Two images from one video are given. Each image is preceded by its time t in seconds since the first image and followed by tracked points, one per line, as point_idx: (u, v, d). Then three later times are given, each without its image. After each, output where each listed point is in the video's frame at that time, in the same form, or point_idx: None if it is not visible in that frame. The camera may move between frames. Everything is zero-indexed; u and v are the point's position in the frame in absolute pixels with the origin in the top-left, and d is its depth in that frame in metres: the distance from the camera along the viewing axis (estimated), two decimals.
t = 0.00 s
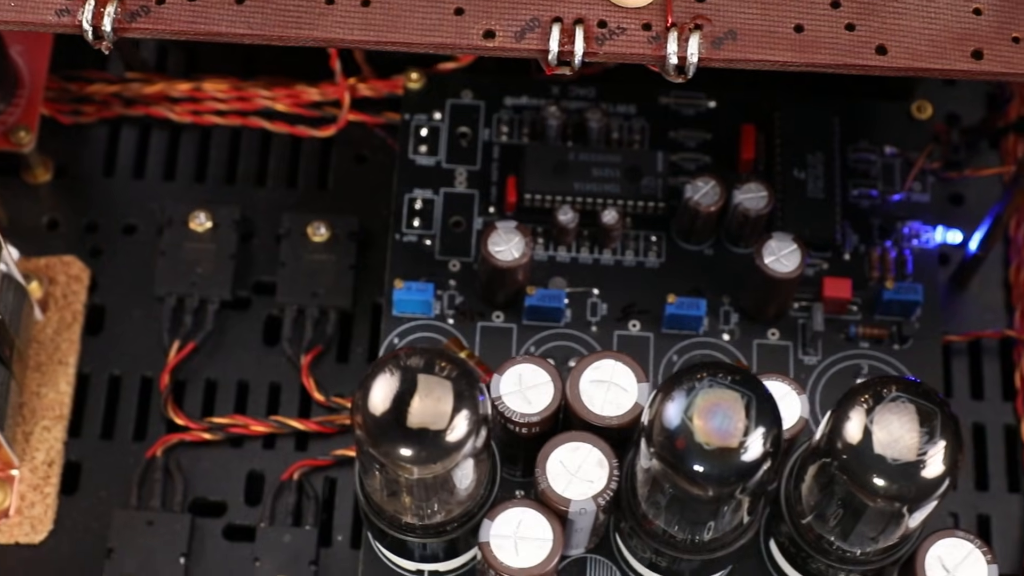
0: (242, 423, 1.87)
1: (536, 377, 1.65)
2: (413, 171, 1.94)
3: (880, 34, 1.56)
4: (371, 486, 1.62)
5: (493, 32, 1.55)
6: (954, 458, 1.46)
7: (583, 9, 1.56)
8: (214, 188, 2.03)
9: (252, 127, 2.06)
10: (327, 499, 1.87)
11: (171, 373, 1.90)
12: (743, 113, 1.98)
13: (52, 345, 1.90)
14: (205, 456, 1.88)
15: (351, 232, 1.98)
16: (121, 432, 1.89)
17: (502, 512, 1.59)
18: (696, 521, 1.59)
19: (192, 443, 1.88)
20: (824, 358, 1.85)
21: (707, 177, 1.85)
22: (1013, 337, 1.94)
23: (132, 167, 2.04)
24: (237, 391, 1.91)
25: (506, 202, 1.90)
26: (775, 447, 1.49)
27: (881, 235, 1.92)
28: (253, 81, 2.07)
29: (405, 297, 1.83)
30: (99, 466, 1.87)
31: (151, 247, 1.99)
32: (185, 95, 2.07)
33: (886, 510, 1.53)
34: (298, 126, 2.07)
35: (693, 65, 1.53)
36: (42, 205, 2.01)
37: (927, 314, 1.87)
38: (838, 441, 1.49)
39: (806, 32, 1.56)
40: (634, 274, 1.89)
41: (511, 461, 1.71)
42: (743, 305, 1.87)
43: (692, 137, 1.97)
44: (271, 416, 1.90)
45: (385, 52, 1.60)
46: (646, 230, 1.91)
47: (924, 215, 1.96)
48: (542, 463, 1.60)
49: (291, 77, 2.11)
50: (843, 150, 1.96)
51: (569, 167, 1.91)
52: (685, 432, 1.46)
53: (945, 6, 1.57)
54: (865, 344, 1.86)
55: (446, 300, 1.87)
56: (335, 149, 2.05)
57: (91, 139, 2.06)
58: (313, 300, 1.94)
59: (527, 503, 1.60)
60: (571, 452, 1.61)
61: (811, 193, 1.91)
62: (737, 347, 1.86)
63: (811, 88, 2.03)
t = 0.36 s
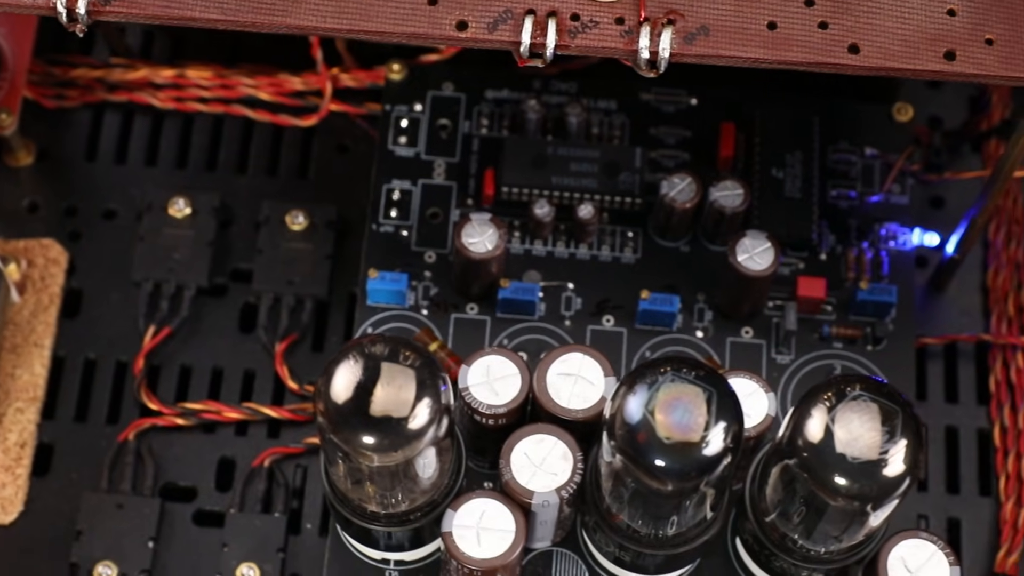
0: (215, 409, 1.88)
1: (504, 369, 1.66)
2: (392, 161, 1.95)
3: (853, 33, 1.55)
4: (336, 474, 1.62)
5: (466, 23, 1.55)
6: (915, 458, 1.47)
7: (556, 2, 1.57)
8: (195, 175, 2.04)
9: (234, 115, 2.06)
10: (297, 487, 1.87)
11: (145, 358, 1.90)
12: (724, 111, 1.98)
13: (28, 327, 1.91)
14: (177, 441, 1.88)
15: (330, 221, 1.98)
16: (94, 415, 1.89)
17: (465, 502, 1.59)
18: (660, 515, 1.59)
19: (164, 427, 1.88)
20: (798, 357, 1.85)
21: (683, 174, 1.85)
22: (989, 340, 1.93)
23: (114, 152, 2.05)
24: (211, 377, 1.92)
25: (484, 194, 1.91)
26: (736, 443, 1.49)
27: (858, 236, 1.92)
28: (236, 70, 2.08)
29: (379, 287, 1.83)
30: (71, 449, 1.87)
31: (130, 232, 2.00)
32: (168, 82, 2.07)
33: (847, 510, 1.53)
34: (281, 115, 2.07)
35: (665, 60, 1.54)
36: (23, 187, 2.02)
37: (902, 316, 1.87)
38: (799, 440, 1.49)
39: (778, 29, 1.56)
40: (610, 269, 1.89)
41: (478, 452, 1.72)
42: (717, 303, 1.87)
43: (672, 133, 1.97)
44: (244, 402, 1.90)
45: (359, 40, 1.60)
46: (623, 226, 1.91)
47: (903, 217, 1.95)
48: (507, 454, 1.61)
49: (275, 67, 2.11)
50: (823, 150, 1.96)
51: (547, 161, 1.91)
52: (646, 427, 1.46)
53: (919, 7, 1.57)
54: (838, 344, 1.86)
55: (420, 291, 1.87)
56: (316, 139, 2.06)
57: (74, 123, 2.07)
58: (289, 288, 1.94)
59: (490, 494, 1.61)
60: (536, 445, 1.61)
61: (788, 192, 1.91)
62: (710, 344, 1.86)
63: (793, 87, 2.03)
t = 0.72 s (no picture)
0: (189, 396, 1.89)
1: (472, 361, 1.66)
2: (372, 153, 1.95)
3: (827, 33, 1.55)
4: (301, 464, 1.62)
5: (439, 14, 1.56)
6: (875, 458, 1.46)
7: None
8: (176, 162, 2.04)
9: (218, 103, 2.07)
10: (268, 476, 1.87)
11: (121, 343, 1.91)
12: (704, 109, 1.98)
13: (5, 310, 1.91)
14: (151, 427, 1.89)
15: (309, 211, 1.98)
16: (68, 399, 1.90)
17: (430, 493, 1.59)
18: (623, 511, 1.59)
19: (138, 413, 1.89)
20: (771, 356, 1.85)
21: (660, 171, 1.85)
22: (965, 344, 1.92)
23: (97, 137, 2.06)
24: (186, 363, 1.92)
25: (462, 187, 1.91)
26: (696, 438, 1.49)
27: (836, 238, 1.92)
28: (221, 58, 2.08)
29: (354, 277, 1.84)
30: (45, 432, 1.88)
31: (110, 217, 2.00)
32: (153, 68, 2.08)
33: (808, 509, 1.52)
34: (263, 104, 2.08)
35: (637, 55, 1.54)
36: (5, 171, 2.03)
37: (877, 317, 1.87)
38: (761, 438, 1.49)
39: (752, 27, 1.56)
40: (586, 264, 1.89)
41: (447, 443, 1.72)
42: (692, 301, 1.86)
43: (652, 131, 1.97)
44: (218, 389, 1.90)
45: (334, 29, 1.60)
46: (601, 222, 1.91)
47: (881, 219, 1.95)
48: (473, 446, 1.61)
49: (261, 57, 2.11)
50: (803, 151, 1.96)
51: (526, 155, 1.91)
52: (608, 422, 1.46)
53: (893, 7, 1.57)
54: (813, 345, 1.86)
55: (396, 282, 1.87)
56: (299, 129, 2.06)
57: (58, 108, 2.07)
58: (266, 277, 1.94)
59: (455, 486, 1.61)
60: (501, 437, 1.61)
61: (766, 191, 1.90)
62: (684, 341, 1.86)
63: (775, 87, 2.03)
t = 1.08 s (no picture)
0: (163, 383, 1.89)
1: (442, 353, 1.67)
2: (352, 144, 1.95)
3: (801, 32, 1.55)
4: (268, 452, 1.62)
5: (414, 5, 1.56)
6: (836, 457, 1.46)
7: None
8: (159, 150, 2.05)
9: (202, 91, 2.07)
10: (241, 464, 1.88)
11: (98, 328, 1.91)
12: (686, 107, 1.98)
13: None
14: (125, 412, 1.89)
15: (289, 201, 1.99)
16: (44, 383, 1.91)
17: (395, 484, 1.60)
18: (588, 505, 1.60)
19: (113, 398, 1.89)
20: (745, 356, 1.85)
21: (637, 168, 1.85)
22: (941, 348, 1.92)
23: (81, 123, 2.06)
24: (162, 350, 1.93)
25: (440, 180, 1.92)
26: (659, 434, 1.50)
27: (814, 238, 1.92)
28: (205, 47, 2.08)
29: (329, 268, 1.84)
30: (19, 415, 1.88)
31: (91, 203, 2.01)
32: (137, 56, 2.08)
33: (771, 508, 1.53)
34: (247, 93, 2.08)
35: (610, 51, 1.54)
36: None
37: (852, 319, 1.87)
38: (723, 435, 1.49)
39: (726, 25, 1.56)
40: (563, 259, 1.89)
41: (416, 434, 1.72)
42: (667, 298, 1.86)
43: (633, 128, 1.97)
44: (193, 377, 1.91)
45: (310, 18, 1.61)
46: (579, 218, 1.92)
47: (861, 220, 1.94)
48: (439, 437, 1.61)
49: (246, 46, 2.12)
50: (784, 151, 1.96)
51: (505, 150, 1.92)
52: (571, 417, 1.46)
53: (868, 8, 1.57)
54: (787, 345, 1.86)
55: (372, 273, 1.88)
56: (282, 119, 2.07)
57: (43, 93, 2.08)
58: (244, 266, 1.95)
59: (420, 477, 1.61)
60: (468, 429, 1.61)
61: (745, 191, 1.90)
62: (658, 339, 1.86)
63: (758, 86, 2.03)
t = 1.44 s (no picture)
0: (138, 368, 1.90)
1: (412, 343, 1.67)
2: (333, 134, 1.96)
3: (774, 30, 1.55)
4: (234, 440, 1.63)
5: None
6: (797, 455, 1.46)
7: None
8: (141, 136, 2.05)
9: (186, 79, 2.08)
10: (213, 451, 1.88)
11: (74, 312, 1.92)
12: (667, 104, 1.98)
13: None
14: (99, 397, 1.90)
15: (268, 189, 1.99)
16: (20, 365, 1.91)
17: (359, 472, 1.60)
18: (552, 499, 1.60)
19: (88, 383, 1.90)
20: (718, 354, 1.85)
21: (614, 164, 1.85)
22: (916, 352, 1.92)
23: (64, 108, 2.07)
24: (139, 336, 1.93)
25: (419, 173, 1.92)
26: (621, 428, 1.50)
27: (791, 238, 1.91)
28: (190, 35, 2.10)
29: (304, 257, 1.84)
30: None
31: (72, 188, 2.01)
32: (123, 43, 2.09)
33: (733, 505, 1.53)
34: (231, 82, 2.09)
35: (583, 45, 1.54)
36: None
37: (827, 320, 1.87)
38: (683, 431, 1.49)
39: (699, 22, 1.55)
40: (539, 254, 1.90)
41: (386, 424, 1.73)
42: (642, 295, 1.86)
43: (614, 124, 1.96)
44: (168, 363, 1.92)
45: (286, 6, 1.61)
46: (556, 213, 1.92)
47: (837, 222, 1.94)
48: (404, 428, 1.61)
49: (230, 34, 2.13)
50: (764, 150, 1.96)
51: (484, 143, 1.92)
52: (533, 411, 1.46)
53: (842, 7, 1.56)
54: (760, 344, 1.85)
55: (348, 263, 1.88)
56: (265, 108, 2.07)
57: (28, 77, 2.09)
58: (222, 253, 1.95)
59: (386, 466, 1.61)
60: (434, 420, 1.62)
61: (722, 189, 1.91)
62: (632, 335, 1.86)
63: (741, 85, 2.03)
